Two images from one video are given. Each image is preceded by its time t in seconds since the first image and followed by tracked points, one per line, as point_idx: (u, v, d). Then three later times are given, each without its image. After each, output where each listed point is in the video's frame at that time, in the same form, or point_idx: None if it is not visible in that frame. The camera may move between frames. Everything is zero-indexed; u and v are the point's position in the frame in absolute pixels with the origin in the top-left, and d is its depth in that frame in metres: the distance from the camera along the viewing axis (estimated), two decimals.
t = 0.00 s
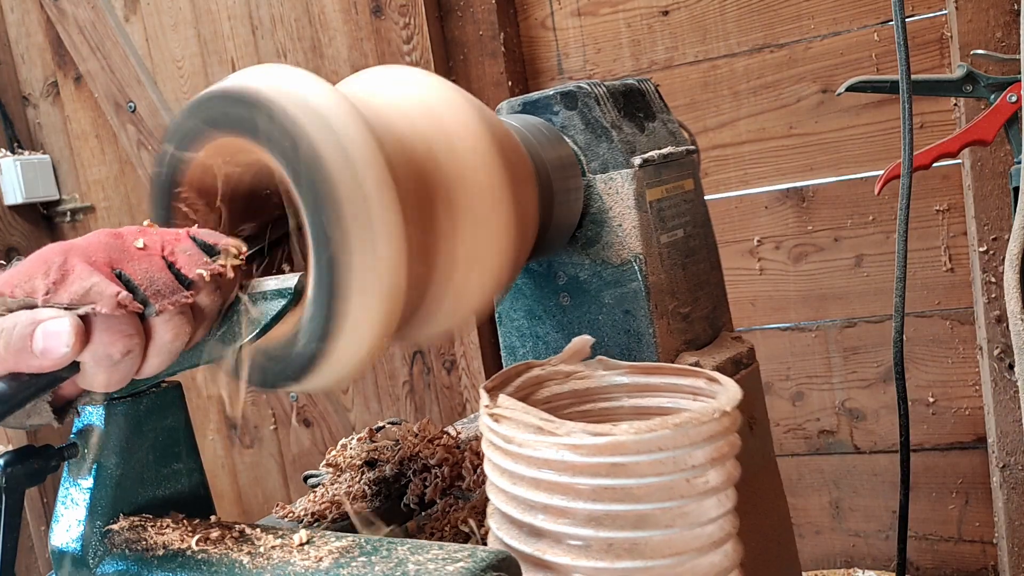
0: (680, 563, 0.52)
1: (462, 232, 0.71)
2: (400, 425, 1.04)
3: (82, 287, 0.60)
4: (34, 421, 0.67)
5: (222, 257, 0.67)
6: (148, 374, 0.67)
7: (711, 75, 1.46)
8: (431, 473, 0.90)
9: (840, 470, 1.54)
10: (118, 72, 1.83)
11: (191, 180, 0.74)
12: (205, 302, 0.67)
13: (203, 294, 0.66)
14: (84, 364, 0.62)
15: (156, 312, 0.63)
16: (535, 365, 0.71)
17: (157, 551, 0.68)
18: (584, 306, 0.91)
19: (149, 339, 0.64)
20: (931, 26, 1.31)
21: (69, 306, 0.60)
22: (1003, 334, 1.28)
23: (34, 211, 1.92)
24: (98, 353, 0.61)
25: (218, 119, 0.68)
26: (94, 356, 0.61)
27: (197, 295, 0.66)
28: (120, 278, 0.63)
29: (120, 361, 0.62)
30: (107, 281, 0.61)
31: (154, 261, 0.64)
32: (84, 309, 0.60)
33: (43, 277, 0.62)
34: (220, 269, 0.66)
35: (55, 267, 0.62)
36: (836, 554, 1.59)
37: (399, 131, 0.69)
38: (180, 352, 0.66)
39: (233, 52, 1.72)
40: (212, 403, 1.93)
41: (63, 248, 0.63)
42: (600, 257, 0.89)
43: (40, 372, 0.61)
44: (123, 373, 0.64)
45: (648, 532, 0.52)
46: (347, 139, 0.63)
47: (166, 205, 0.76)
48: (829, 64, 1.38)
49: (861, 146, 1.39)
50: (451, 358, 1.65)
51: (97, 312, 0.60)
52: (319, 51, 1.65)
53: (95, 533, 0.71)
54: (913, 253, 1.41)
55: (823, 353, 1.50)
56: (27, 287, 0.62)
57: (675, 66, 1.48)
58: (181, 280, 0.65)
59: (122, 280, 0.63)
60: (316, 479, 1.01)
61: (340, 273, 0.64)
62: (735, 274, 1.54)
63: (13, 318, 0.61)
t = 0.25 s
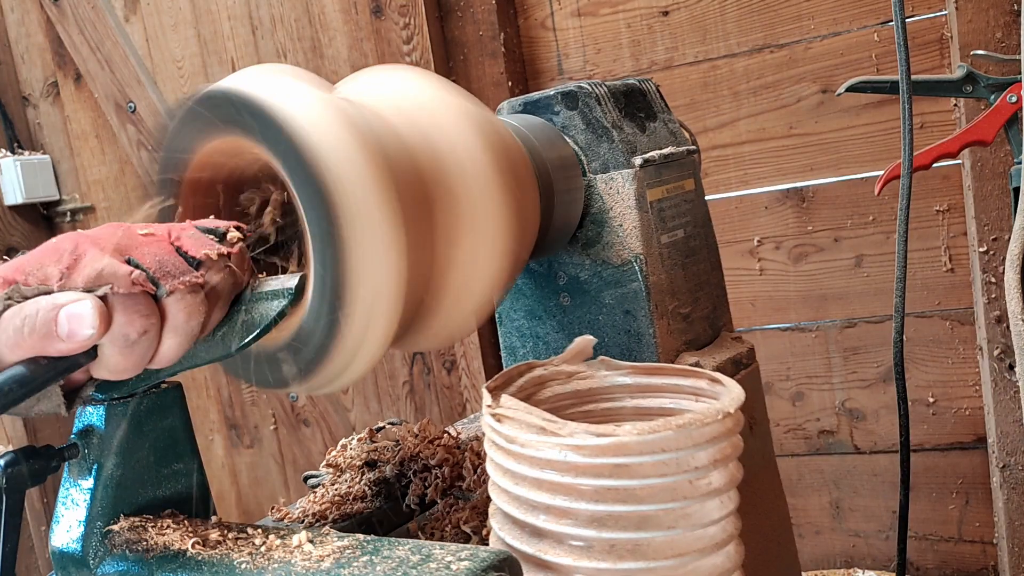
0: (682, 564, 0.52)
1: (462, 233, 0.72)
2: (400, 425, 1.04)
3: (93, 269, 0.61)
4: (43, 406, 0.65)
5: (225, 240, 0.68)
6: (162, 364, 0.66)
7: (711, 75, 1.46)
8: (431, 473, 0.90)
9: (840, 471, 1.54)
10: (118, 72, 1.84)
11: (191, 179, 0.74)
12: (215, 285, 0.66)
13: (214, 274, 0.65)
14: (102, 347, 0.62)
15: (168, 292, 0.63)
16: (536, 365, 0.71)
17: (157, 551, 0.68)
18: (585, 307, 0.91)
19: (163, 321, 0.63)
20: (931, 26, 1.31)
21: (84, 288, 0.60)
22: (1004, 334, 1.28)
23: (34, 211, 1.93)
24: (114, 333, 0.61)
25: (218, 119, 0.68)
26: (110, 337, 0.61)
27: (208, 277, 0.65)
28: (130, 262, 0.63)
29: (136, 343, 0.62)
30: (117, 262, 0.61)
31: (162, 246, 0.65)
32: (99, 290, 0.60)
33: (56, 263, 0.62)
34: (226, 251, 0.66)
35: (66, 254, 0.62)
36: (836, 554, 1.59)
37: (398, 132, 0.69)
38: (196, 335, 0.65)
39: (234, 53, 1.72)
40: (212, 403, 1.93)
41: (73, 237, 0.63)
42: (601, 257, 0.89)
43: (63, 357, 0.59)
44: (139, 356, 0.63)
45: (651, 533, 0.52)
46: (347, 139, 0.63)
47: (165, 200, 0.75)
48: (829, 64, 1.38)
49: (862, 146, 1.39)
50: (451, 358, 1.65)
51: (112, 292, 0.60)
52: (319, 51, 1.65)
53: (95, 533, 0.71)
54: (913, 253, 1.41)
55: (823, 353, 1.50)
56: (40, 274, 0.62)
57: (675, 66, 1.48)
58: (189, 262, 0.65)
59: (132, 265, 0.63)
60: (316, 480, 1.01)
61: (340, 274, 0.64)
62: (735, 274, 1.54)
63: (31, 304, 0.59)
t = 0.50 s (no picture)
0: (682, 564, 0.52)
1: (462, 233, 0.72)
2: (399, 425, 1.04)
3: (50, 282, 0.60)
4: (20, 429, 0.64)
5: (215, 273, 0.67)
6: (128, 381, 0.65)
7: (711, 75, 1.46)
8: (432, 473, 0.90)
9: (840, 471, 1.54)
10: (117, 72, 1.84)
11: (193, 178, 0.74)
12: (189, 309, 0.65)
13: (185, 298, 0.64)
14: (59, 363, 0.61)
15: (132, 311, 0.61)
16: (536, 365, 0.71)
17: (157, 551, 0.68)
18: (585, 307, 0.91)
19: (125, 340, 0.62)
20: (931, 26, 1.31)
21: (36, 299, 0.59)
22: (1003, 334, 1.28)
23: (34, 211, 1.93)
24: (73, 349, 0.60)
25: (218, 120, 0.68)
26: (67, 353, 0.60)
27: (179, 299, 0.64)
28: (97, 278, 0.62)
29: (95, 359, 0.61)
30: (77, 277, 0.60)
31: (132, 263, 0.64)
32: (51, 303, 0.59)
33: (17, 276, 0.61)
34: (207, 279, 0.65)
35: (30, 266, 0.62)
36: (836, 554, 1.59)
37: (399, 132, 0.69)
38: (159, 356, 0.64)
39: (234, 53, 1.72)
40: (212, 403, 1.93)
41: (42, 249, 0.63)
42: (601, 257, 0.89)
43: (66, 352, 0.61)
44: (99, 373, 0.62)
45: (650, 533, 0.52)
46: (347, 140, 0.63)
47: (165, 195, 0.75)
48: (829, 64, 1.38)
49: (862, 146, 1.39)
50: (451, 358, 1.65)
51: (62, 306, 0.59)
52: (319, 51, 1.65)
53: (94, 534, 0.72)
54: (913, 253, 1.41)
55: (823, 353, 1.50)
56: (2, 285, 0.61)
57: (675, 66, 1.48)
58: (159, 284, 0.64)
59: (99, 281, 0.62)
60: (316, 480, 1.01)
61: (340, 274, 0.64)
62: (735, 274, 1.54)
63: None
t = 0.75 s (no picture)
0: (682, 564, 0.52)
1: (462, 233, 0.72)
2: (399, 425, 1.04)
3: (79, 274, 0.60)
4: (24, 412, 0.65)
5: (229, 261, 0.67)
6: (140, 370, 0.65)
7: (711, 75, 1.46)
8: (432, 473, 0.90)
9: (840, 471, 1.54)
10: (117, 72, 1.84)
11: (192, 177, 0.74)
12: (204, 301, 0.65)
13: (204, 294, 0.64)
14: (77, 354, 0.60)
15: (152, 307, 0.61)
16: (536, 365, 0.71)
17: (156, 551, 0.68)
18: (585, 307, 0.91)
19: (143, 332, 0.62)
20: (931, 26, 1.31)
21: (68, 291, 0.59)
22: (1003, 335, 1.28)
23: (34, 211, 1.93)
24: (92, 342, 0.59)
25: (218, 120, 0.68)
26: (88, 345, 0.59)
27: (197, 295, 0.64)
28: (121, 269, 0.62)
29: (113, 350, 0.61)
30: (105, 270, 0.60)
31: (156, 256, 0.64)
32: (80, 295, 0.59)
33: (44, 263, 0.61)
34: (224, 273, 0.65)
35: (57, 254, 0.61)
36: (836, 554, 1.59)
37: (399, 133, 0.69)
38: (173, 349, 0.64)
39: (233, 53, 1.72)
40: (211, 403, 1.93)
41: (69, 236, 0.62)
42: (601, 258, 0.89)
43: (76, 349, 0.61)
44: (116, 363, 0.62)
45: (651, 533, 0.52)
46: (347, 141, 0.63)
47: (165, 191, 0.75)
48: (829, 64, 1.38)
49: (861, 146, 1.39)
50: (451, 358, 1.65)
51: (90, 299, 0.59)
52: (319, 52, 1.65)
53: (94, 534, 0.72)
54: (913, 254, 1.41)
55: (823, 353, 1.50)
56: (27, 271, 0.60)
57: (675, 67, 1.48)
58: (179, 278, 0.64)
59: (122, 272, 0.62)
60: (316, 481, 1.01)
61: (339, 275, 0.64)
62: (735, 274, 1.54)
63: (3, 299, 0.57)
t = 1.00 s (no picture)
0: (681, 564, 0.52)
1: (462, 232, 0.72)
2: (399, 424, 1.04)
3: (71, 262, 0.59)
4: (11, 402, 0.65)
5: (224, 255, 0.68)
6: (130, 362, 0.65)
7: (711, 75, 1.46)
8: (432, 472, 0.90)
9: (840, 471, 1.54)
10: (117, 72, 1.84)
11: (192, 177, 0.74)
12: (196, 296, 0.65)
13: (196, 285, 0.65)
14: (67, 343, 0.60)
15: (143, 297, 0.61)
16: (535, 365, 0.71)
17: (156, 551, 0.68)
18: (584, 307, 0.91)
19: (133, 323, 0.62)
20: (931, 26, 1.31)
21: (59, 280, 0.58)
22: (1003, 335, 1.28)
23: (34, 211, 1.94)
24: (81, 330, 0.59)
25: (218, 119, 0.68)
26: (77, 333, 0.59)
27: (189, 288, 0.65)
28: (114, 261, 0.62)
29: (104, 340, 0.61)
30: (98, 258, 0.60)
31: (149, 249, 0.64)
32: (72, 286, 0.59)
33: (36, 253, 0.60)
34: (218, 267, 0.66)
35: (49, 243, 0.61)
36: (836, 554, 1.59)
37: (399, 132, 0.69)
38: (163, 342, 0.64)
39: (234, 53, 1.72)
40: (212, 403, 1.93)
41: (63, 228, 0.63)
42: (600, 257, 0.89)
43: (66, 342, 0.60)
44: (105, 353, 0.62)
45: (649, 532, 0.52)
46: (347, 139, 0.63)
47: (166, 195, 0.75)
48: (829, 64, 1.38)
49: (861, 146, 1.39)
50: (451, 358, 1.65)
51: (80, 287, 0.58)
52: (319, 52, 1.65)
53: (94, 534, 0.72)
54: (913, 253, 1.41)
55: (823, 353, 1.50)
56: (20, 261, 0.60)
57: (675, 67, 1.48)
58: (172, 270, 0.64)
59: (115, 264, 0.62)
60: (316, 480, 1.01)
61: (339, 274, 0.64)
62: (735, 274, 1.54)
63: None
